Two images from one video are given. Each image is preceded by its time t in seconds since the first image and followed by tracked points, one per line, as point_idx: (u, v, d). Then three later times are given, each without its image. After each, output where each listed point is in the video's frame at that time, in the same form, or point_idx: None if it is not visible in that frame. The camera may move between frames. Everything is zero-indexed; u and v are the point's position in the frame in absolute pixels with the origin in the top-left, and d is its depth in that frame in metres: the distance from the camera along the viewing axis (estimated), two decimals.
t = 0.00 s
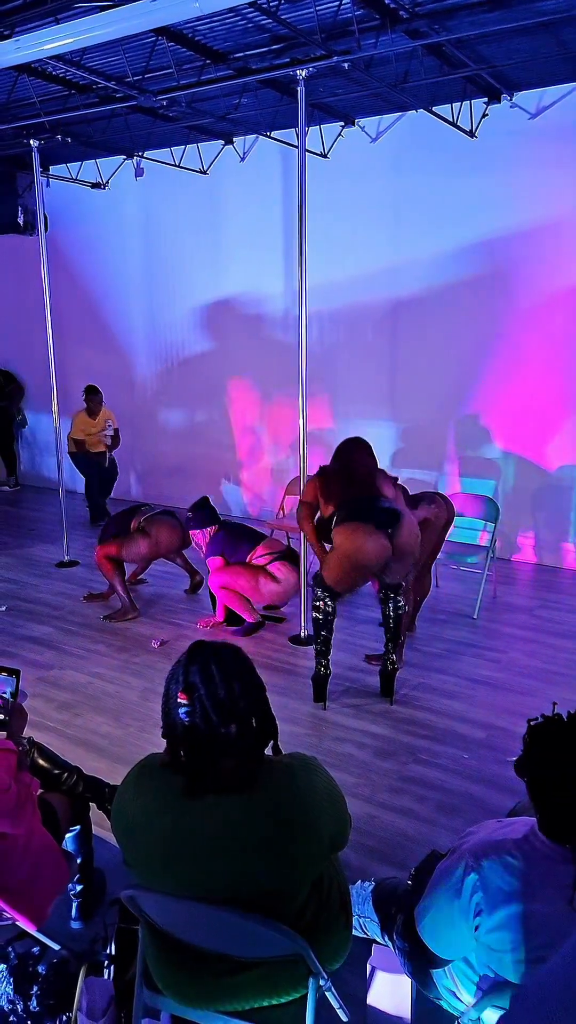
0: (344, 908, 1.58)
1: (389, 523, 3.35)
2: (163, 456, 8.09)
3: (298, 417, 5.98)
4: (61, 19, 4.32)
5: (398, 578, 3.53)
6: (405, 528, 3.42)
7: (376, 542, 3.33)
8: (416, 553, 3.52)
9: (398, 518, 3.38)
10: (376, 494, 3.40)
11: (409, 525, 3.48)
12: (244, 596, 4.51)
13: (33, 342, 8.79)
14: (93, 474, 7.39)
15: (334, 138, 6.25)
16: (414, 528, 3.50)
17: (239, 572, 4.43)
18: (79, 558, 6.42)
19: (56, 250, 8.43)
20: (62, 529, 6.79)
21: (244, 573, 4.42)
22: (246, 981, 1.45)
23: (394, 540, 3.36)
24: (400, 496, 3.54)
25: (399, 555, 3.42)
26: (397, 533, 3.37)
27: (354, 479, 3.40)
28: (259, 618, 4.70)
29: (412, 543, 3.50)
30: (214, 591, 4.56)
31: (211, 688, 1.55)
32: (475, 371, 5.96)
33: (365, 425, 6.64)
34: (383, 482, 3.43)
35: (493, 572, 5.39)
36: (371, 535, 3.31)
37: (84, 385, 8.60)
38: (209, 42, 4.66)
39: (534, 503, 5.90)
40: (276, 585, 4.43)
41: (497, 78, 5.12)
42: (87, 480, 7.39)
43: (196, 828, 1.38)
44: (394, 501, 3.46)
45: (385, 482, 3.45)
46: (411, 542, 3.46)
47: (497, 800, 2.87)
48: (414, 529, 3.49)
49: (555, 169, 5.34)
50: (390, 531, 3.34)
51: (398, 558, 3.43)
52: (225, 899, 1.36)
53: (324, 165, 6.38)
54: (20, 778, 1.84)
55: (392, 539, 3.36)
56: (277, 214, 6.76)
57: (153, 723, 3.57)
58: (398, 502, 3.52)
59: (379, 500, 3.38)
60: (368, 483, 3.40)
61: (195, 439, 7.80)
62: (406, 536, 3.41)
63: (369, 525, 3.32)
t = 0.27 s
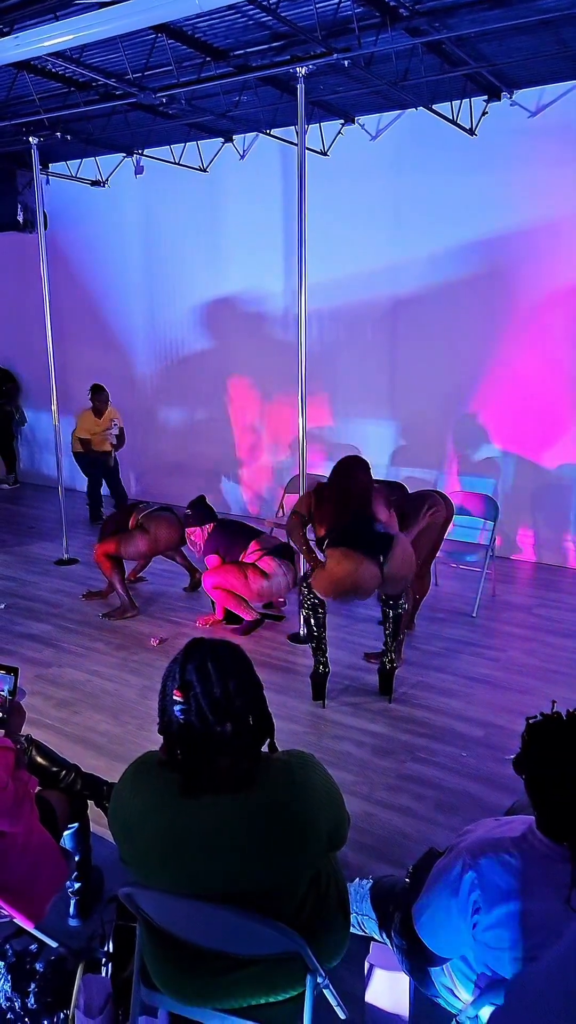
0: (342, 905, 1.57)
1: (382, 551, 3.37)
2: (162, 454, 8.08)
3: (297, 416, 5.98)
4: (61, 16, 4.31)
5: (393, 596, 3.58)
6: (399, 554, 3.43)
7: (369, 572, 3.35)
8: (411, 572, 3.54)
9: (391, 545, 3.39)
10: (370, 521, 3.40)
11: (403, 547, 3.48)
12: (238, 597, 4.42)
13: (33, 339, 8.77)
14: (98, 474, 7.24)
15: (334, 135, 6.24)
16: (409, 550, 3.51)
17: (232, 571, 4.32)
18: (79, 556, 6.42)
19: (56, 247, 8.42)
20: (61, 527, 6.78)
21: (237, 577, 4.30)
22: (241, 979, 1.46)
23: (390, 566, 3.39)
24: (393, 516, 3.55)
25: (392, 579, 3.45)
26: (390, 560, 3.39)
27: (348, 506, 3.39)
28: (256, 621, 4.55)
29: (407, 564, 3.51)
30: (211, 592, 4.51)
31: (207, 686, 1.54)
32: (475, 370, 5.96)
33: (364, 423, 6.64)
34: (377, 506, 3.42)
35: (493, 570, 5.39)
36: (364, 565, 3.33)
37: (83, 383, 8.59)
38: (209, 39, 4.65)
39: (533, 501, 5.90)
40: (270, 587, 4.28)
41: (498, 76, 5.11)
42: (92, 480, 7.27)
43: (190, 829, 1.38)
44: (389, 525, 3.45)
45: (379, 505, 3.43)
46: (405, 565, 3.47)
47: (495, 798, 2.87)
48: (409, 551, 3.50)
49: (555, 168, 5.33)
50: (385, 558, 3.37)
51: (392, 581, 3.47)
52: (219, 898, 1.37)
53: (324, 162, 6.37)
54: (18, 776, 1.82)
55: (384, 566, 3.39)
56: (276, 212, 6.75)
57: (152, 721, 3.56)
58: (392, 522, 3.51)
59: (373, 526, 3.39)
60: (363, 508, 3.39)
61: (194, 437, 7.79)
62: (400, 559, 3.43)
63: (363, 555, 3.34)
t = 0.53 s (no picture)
0: (341, 902, 1.57)
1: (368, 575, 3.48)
2: (161, 452, 8.08)
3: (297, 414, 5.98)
4: (58, 13, 4.30)
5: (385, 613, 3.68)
6: (388, 578, 3.51)
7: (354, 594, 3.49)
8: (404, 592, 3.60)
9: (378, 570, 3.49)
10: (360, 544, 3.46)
11: (394, 572, 3.54)
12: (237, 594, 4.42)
13: (31, 337, 8.76)
14: (102, 475, 7.14)
15: (333, 133, 6.23)
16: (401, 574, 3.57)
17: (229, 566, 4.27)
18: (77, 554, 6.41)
19: (54, 245, 8.41)
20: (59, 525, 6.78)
21: (234, 573, 4.26)
22: (236, 976, 1.46)
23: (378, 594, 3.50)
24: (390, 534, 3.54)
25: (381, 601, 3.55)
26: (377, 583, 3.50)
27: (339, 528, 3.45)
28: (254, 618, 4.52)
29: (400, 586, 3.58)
30: (210, 590, 4.50)
31: (203, 685, 1.56)
32: (474, 368, 5.96)
33: (364, 421, 6.63)
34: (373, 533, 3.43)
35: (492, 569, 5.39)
36: (348, 588, 3.48)
37: (82, 381, 8.58)
38: (208, 36, 4.64)
39: (532, 499, 5.90)
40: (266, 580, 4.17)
41: (497, 73, 5.10)
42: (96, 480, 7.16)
43: (179, 827, 1.38)
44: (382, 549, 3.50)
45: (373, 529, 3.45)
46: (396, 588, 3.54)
47: (494, 796, 2.87)
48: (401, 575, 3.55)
49: (554, 165, 5.33)
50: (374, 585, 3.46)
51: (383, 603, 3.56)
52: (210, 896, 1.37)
53: (323, 160, 6.36)
54: (17, 775, 1.81)
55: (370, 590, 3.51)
56: (275, 210, 6.74)
57: (150, 719, 3.56)
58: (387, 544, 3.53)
59: (363, 549, 3.46)
60: (355, 531, 3.44)
61: (193, 435, 7.79)
62: (391, 584, 3.51)
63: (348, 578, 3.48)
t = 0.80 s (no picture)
0: (339, 897, 1.58)
1: (360, 590, 3.55)
2: (159, 450, 8.07)
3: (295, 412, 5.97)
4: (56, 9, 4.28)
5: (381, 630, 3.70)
6: (381, 594, 3.55)
7: (344, 609, 3.57)
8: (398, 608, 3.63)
9: (371, 586, 3.54)
10: (354, 557, 3.54)
11: (389, 589, 3.57)
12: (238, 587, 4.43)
13: (29, 335, 8.75)
14: (111, 474, 7.04)
15: (331, 130, 6.22)
16: (395, 591, 3.59)
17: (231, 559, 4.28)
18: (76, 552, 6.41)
19: (52, 243, 8.40)
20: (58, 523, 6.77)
21: (236, 565, 4.26)
22: (232, 974, 1.46)
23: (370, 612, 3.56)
24: (387, 546, 3.54)
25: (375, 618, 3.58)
26: (369, 599, 3.55)
27: (333, 539, 3.52)
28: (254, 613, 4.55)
29: (395, 603, 3.60)
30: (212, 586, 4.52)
31: (203, 683, 1.57)
32: (473, 365, 5.96)
33: (363, 419, 6.62)
34: (369, 548, 3.50)
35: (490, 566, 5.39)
36: (339, 602, 3.56)
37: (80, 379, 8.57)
38: (206, 32, 4.62)
39: (531, 497, 5.90)
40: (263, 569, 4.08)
41: (495, 69, 5.09)
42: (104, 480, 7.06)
43: (173, 822, 1.39)
44: (376, 563, 3.56)
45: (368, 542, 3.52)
46: (390, 604, 3.58)
47: (492, 793, 2.88)
48: (395, 592, 3.58)
49: (552, 162, 5.32)
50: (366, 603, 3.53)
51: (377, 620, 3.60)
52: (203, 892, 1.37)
53: (321, 157, 6.34)
54: (16, 772, 1.81)
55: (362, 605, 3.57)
56: (273, 207, 6.73)
57: (149, 716, 3.56)
58: (383, 559, 3.57)
59: (357, 563, 3.55)
60: (348, 543, 3.52)
61: (192, 433, 7.78)
62: (383, 600, 3.56)
63: (340, 592, 3.57)
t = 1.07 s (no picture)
0: (337, 894, 1.58)
1: (358, 598, 3.56)
2: (157, 447, 8.06)
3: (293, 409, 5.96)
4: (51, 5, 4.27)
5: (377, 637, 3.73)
6: (379, 603, 3.57)
7: (338, 618, 3.61)
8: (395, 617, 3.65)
9: (369, 594, 3.55)
10: (354, 564, 3.56)
11: (388, 598, 3.59)
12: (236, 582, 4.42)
13: (27, 332, 8.73)
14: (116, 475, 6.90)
15: (328, 126, 6.21)
16: (394, 599, 3.61)
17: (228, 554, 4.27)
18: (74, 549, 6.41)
19: (49, 239, 8.38)
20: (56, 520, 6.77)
21: (233, 560, 4.25)
22: (230, 971, 1.46)
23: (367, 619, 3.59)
24: (389, 553, 3.55)
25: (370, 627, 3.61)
26: (366, 608, 3.57)
27: (334, 546, 3.54)
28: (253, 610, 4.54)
29: (392, 612, 3.62)
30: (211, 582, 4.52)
31: (205, 682, 1.56)
32: (470, 362, 5.96)
33: (361, 416, 6.62)
34: (369, 556, 3.52)
35: (488, 563, 5.40)
36: (335, 610, 3.60)
37: (78, 376, 8.56)
38: (203, 28, 4.62)
39: (528, 493, 5.91)
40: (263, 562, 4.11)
41: (493, 66, 5.08)
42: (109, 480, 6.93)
43: (172, 820, 1.39)
44: (376, 570, 3.56)
45: (370, 548, 3.53)
46: (387, 612, 3.60)
47: (489, 789, 2.89)
48: (394, 600, 3.59)
49: (550, 158, 5.31)
50: (364, 610, 3.55)
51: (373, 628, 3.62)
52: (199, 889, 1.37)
53: (319, 153, 6.34)
54: (13, 770, 1.81)
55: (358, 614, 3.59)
56: (271, 204, 6.72)
57: (147, 713, 3.57)
58: (384, 566, 3.58)
59: (357, 569, 3.55)
60: (348, 550, 3.53)
61: (189, 430, 7.78)
62: (381, 608, 3.58)
63: (338, 600, 3.59)
